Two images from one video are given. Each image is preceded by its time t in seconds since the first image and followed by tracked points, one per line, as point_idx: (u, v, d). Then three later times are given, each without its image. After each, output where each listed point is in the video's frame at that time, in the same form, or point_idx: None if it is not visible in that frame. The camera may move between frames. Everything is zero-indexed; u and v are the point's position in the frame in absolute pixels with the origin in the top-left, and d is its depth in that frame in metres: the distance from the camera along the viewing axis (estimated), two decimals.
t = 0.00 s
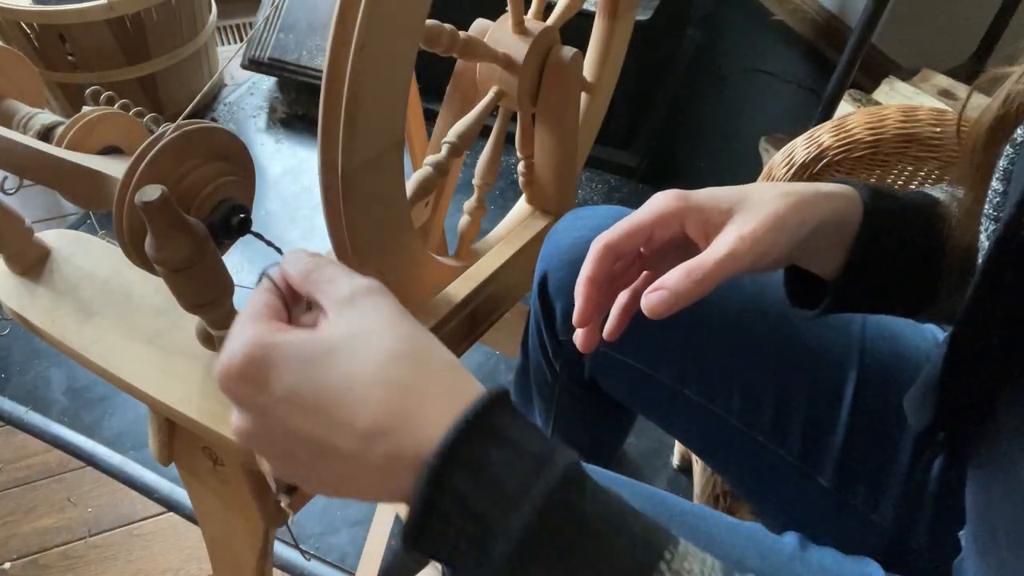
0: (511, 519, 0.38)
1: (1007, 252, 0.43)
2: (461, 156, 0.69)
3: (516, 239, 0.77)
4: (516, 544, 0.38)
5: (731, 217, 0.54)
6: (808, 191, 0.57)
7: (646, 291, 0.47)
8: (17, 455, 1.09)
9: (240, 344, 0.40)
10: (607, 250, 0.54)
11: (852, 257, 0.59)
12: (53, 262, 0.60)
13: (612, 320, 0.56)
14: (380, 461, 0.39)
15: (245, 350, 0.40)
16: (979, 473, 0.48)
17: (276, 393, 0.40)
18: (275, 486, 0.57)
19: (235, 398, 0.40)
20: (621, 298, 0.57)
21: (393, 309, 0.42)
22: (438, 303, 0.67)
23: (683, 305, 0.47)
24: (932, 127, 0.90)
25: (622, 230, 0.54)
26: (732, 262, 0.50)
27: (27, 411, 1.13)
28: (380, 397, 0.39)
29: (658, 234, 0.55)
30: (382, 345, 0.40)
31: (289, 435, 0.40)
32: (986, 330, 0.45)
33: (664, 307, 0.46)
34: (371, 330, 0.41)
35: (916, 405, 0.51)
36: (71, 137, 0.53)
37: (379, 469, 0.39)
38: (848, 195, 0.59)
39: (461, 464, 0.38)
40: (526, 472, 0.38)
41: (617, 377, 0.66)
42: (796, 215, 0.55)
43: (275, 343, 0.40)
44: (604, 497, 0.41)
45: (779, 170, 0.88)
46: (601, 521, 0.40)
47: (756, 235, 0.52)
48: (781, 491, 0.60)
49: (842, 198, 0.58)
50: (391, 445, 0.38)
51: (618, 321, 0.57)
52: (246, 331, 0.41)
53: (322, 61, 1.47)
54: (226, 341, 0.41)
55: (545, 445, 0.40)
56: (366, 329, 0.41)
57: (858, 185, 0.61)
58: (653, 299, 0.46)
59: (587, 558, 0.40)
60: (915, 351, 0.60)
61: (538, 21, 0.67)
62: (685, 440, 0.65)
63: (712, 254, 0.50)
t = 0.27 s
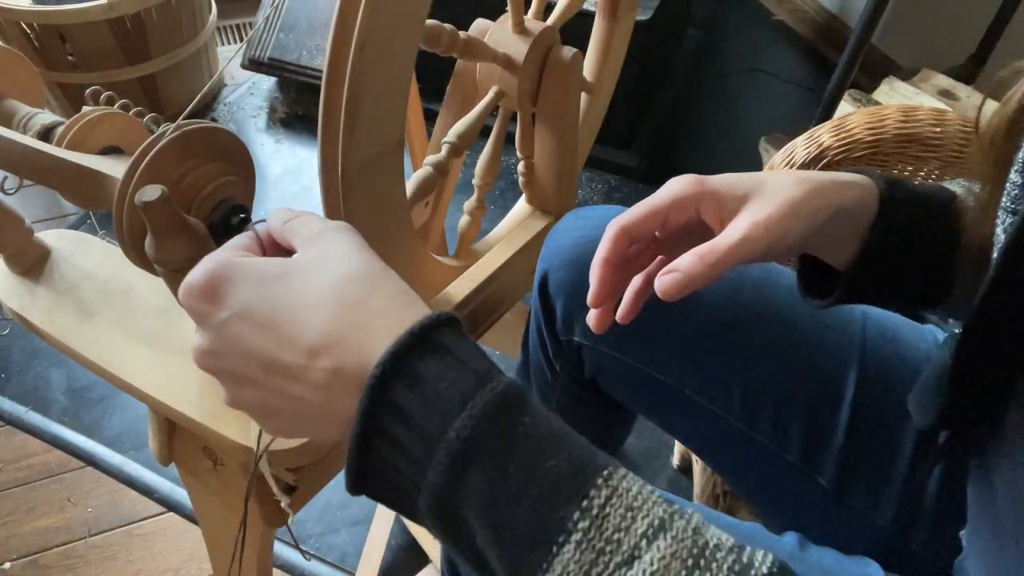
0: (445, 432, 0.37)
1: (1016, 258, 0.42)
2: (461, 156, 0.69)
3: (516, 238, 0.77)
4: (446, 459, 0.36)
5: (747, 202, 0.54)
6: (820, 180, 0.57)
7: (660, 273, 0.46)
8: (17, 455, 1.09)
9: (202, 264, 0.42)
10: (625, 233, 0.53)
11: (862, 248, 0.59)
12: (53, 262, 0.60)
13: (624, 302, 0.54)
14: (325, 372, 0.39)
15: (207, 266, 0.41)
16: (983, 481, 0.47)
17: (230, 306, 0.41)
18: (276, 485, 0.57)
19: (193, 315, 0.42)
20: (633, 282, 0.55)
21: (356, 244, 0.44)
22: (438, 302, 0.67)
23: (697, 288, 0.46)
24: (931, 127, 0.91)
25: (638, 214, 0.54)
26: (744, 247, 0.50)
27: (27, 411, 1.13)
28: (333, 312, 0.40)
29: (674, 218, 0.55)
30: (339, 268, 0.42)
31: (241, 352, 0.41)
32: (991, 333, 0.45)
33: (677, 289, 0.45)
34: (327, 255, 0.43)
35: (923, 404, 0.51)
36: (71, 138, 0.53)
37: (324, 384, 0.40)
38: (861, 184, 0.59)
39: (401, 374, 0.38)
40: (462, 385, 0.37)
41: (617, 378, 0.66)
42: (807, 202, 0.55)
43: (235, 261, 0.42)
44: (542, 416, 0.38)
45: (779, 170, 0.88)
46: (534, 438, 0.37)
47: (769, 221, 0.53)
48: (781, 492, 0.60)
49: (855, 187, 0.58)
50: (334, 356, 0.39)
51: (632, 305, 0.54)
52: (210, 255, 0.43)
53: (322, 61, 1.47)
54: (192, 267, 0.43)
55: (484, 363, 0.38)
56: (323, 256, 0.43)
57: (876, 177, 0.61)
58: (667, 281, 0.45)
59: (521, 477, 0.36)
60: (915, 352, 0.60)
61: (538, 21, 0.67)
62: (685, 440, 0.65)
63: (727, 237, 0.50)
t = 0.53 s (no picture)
0: (456, 417, 0.37)
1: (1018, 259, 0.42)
2: (461, 156, 0.69)
3: (516, 239, 0.77)
4: (458, 443, 0.36)
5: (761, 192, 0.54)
6: (833, 171, 0.56)
7: (673, 263, 0.46)
8: (17, 455, 1.09)
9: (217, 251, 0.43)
10: (637, 222, 0.52)
11: (874, 242, 0.59)
12: (53, 262, 0.60)
13: (633, 294, 0.55)
14: (335, 358, 0.40)
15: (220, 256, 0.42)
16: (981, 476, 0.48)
17: (244, 294, 0.41)
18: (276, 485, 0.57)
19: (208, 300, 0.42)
20: (644, 272, 0.56)
21: (370, 233, 0.44)
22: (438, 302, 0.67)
23: (711, 278, 0.46)
24: (931, 127, 0.91)
25: (651, 203, 0.53)
26: (760, 237, 0.49)
27: (27, 411, 1.13)
28: (340, 297, 0.40)
29: (686, 208, 0.55)
30: (349, 253, 0.42)
31: (256, 339, 0.42)
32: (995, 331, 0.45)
33: (691, 278, 0.44)
34: (341, 242, 0.43)
35: (927, 398, 0.51)
36: (71, 137, 0.53)
37: (335, 369, 0.40)
38: (875, 176, 0.58)
39: (411, 359, 0.38)
40: (473, 370, 0.37)
41: (617, 378, 0.66)
42: (821, 194, 0.54)
43: (247, 250, 0.42)
44: (554, 403, 0.38)
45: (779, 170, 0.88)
46: (545, 422, 0.37)
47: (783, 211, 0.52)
48: (781, 491, 0.60)
49: (868, 179, 0.58)
50: (344, 342, 0.40)
51: (640, 298, 0.55)
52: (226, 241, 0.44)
53: (322, 61, 1.47)
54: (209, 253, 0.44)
55: (496, 350, 0.38)
56: (337, 242, 0.43)
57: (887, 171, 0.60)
58: (680, 270, 0.45)
59: (533, 464, 0.36)
60: (914, 354, 0.60)
61: (538, 21, 0.67)
62: (685, 440, 0.65)
63: (742, 227, 0.49)
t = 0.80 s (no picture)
0: (465, 354, 0.36)
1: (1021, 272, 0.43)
2: (461, 156, 0.69)
3: (516, 239, 0.77)
4: (465, 378, 0.36)
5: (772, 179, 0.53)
6: (846, 160, 0.56)
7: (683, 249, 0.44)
8: (17, 455, 1.09)
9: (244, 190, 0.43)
10: (650, 205, 0.51)
11: (882, 231, 0.59)
12: (53, 262, 0.60)
13: (641, 281, 0.55)
14: (351, 294, 0.40)
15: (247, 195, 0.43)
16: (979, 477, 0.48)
17: (268, 229, 0.42)
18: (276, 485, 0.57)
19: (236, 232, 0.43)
20: (651, 260, 0.56)
21: (394, 178, 0.44)
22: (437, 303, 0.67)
23: (722, 265, 0.45)
24: (931, 127, 0.91)
25: (663, 188, 0.52)
26: (771, 224, 0.49)
27: (27, 411, 1.13)
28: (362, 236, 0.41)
29: (698, 194, 0.54)
30: (374, 198, 0.42)
31: (280, 273, 0.42)
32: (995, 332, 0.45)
33: (703, 266, 0.43)
34: (363, 185, 0.43)
35: (928, 396, 0.51)
36: (70, 137, 0.53)
37: (350, 306, 0.41)
38: (886, 168, 0.58)
39: (424, 297, 0.37)
40: (484, 310, 0.37)
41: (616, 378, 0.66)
42: (831, 180, 0.54)
43: (275, 187, 0.43)
44: (560, 347, 0.38)
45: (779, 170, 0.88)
46: (550, 365, 0.37)
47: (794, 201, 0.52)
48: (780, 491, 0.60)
49: (879, 171, 0.57)
50: (360, 280, 0.40)
51: (649, 284, 0.55)
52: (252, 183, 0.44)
53: (322, 61, 1.47)
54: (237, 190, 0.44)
55: (508, 293, 0.38)
56: (359, 185, 0.43)
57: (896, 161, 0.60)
58: (691, 257, 0.43)
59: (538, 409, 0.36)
60: (915, 354, 0.60)
61: (538, 21, 0.67)
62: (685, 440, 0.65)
63: (754, 215, 0.48)
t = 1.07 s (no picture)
0: (451, 331, 0.36)
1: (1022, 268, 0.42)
2: (461, 156, 0.69)
3: (516, 239, 0.77)
4: (453, 356, 0.36)
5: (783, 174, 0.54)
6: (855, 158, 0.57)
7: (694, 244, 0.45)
8: (17, 455, 1.09)
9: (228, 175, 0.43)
10: (662, 200, 0.52)
11: (892, 228, 0.59)
12: (54, 262, 0.60)
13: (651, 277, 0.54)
14: (332, 276, 0.40)
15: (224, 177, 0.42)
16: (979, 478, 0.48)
17: (249, 210, 0.42)
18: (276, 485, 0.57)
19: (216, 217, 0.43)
20: (661, 255, 0.55)
21: (380, 164, 0.44)
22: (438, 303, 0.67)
23: (733, 259, 0.45)
24: (931, 127, 0.91)
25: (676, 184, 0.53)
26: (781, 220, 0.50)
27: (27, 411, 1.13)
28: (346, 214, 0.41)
29: (709, 189, 0.55)
30: (356, 177, 0.42)
31: (259, 256, 0.42)
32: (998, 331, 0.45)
33: (714, 259, 0.43)
34: (348, 172, 0.43)
35: (934, 396, 0.52)
36: (71, 138, 0.53)
37: (332, 287, 0.41)
38: (897, 167, 0.58)
39: (411, 273, 0.38)
40: (471, 287, 0.37)
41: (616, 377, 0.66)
42: (839, 176, 0.55)
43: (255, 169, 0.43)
44: (552, 327, 0.38)
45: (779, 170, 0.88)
46: (542, 343, 0.37)
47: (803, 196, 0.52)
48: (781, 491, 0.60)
49: (888, 168, 0.57)
50: (342, 260, 0.40)
51: (659, 278, 0.54)
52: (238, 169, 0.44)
53: (322, 62, 1.47)
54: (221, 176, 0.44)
55: (496, 273, 0.38)
56: (343, 172, 0.43)
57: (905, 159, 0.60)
58: (701, 251, 0.44)
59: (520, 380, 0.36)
60: (916, 354, 0.60)
61: (538, 21, 0.67)
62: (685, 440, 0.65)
63: (765, 211, 0.49)
